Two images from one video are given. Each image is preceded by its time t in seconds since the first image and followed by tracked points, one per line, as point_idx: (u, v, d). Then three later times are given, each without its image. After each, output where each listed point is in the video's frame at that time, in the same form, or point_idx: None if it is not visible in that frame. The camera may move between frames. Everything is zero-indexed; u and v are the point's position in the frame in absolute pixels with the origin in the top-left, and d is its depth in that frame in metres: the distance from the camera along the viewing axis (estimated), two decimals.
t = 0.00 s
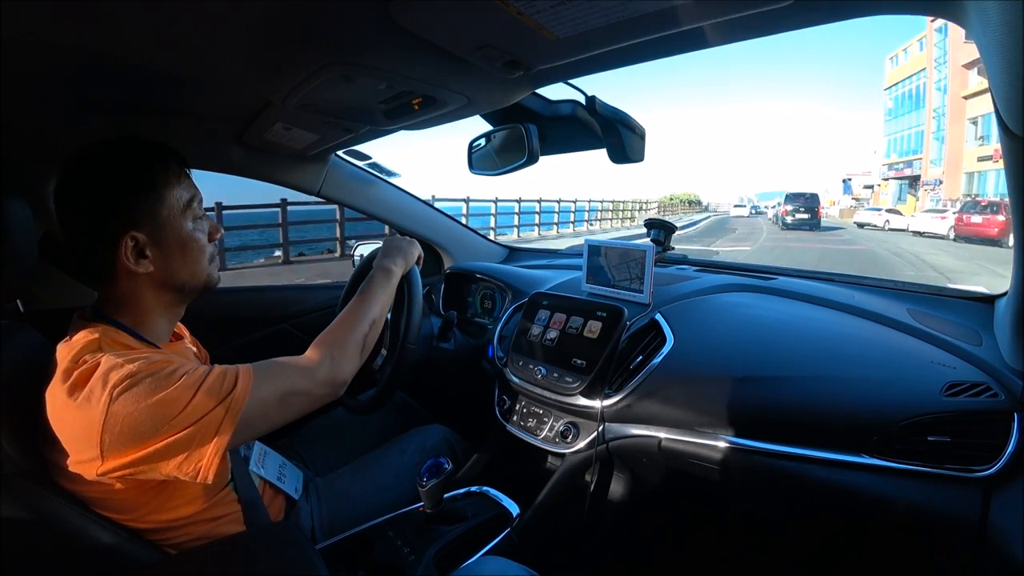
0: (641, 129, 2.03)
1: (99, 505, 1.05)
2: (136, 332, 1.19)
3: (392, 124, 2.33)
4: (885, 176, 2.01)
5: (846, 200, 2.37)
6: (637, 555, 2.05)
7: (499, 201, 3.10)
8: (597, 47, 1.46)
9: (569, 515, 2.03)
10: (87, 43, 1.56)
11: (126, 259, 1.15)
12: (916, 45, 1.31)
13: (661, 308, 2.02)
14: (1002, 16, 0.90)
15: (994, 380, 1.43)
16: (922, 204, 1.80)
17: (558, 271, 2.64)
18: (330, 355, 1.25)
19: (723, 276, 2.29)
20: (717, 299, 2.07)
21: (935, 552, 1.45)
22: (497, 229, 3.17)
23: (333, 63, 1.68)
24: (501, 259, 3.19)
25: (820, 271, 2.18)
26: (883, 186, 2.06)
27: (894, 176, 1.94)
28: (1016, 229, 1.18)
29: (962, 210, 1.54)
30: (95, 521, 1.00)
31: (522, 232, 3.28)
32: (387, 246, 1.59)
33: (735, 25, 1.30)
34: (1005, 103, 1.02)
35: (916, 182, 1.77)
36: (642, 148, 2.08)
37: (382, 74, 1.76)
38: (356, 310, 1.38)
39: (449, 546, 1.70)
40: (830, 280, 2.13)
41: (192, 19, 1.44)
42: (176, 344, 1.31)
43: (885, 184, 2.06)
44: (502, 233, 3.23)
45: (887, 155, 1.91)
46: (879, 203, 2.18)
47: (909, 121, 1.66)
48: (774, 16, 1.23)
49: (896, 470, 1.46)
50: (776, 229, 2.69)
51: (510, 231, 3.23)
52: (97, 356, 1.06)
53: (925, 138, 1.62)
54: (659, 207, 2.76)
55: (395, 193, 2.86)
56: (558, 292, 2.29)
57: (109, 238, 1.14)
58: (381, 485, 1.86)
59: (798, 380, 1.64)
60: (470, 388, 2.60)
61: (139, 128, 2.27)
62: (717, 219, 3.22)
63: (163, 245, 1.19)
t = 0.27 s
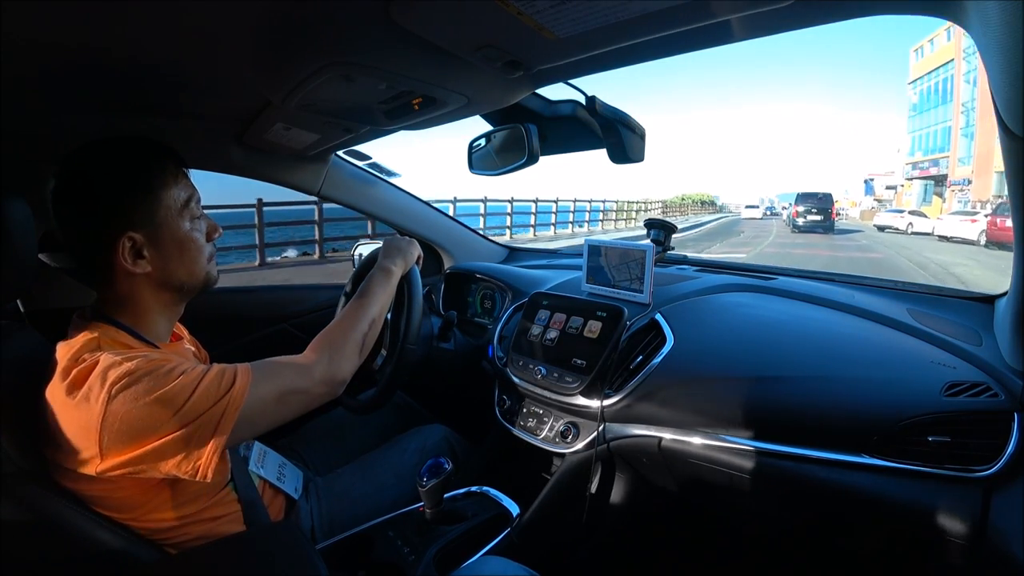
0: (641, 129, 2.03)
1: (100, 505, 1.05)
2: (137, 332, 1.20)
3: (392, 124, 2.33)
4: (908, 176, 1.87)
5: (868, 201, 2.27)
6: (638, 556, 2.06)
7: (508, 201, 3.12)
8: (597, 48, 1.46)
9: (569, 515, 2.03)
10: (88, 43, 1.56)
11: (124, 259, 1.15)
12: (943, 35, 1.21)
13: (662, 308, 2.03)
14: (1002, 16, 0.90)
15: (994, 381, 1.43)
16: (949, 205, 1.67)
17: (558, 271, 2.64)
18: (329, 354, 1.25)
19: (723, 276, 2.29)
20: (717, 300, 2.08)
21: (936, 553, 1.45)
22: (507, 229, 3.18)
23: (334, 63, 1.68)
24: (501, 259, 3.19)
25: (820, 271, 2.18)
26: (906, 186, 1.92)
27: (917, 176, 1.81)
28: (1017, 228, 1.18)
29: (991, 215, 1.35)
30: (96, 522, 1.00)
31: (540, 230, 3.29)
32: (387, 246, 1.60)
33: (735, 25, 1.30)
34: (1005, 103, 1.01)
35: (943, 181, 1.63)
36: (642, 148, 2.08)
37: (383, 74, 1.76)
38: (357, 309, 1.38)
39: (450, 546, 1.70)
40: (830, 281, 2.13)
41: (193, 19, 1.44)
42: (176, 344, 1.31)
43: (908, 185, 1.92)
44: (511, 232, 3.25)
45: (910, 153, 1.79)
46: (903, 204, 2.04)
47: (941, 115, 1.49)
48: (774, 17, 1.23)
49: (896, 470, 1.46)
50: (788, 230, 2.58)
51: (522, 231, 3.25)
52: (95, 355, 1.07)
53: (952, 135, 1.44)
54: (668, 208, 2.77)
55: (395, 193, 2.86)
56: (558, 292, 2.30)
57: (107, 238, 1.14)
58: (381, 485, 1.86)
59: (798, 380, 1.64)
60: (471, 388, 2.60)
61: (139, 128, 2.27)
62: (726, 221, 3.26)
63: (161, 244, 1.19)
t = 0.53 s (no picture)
0: (642, 129, 2.03)
1: (101, 507, 1.04)
2: (136, 332, 1.20)
3: (392, 124, 2.33)
4: (934, 176, 1.69)
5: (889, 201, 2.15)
6: (637, 556, 2.06)
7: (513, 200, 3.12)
8: (597, 48, 1.46)
9: (569, 515, 2.03)
10: (88, 43, 1.56)
11: (122, 258, 1.15)
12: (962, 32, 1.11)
13: (661, 308, 2.03)
14: (1003, 16, 0.90)
15: (994, 381, 1.43)
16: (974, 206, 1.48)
17: (559, 271, 2.64)
18: (329, 356, 1.25)
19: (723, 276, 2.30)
20: (717, 299, 2.08)
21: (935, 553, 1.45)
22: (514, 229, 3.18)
23: (334, 63, 1.68)
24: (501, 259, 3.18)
25: (820, 271, 2.18)
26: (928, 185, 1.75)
27: (944, 175, 1.62)
28: (1017, 227, 1.19)
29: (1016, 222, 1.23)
30: (97, 523, 1.00)
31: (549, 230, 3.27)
32: (387, 248, 1.61)
33: (734, 26, 1.30)
34: (1005, 103, 1.01)
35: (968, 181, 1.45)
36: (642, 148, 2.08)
37: (382, 74, 1.76)
38: (356, 313, 1.38)
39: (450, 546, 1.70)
40: (830, 280, 2.13)
41: (193, 19, 1.44)
42: (175, 344, 1.32)
43: (933, 185, 1.75)
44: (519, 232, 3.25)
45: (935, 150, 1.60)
46: (925, 205, 1.91)
47: (964, 111, 1.31)
48: (774, 17, 1.23)
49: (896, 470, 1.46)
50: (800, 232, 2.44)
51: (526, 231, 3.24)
52: (95, 354, 1.07)
53: (981, 131, 1.26)
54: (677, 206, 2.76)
55: (394, 193, 2.86)
56: (558, 292, 2.30)
57: (105, 238, 1.14)
58: (381, 484, 1.86)
59: (798, 380, 1.64)
60: (471, 388, 2.60)
61: (139, 128, 2.27)
62: (734, 222, 3.27)
63: (159, 243, 1.19)
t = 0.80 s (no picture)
0: (641, 129, 2.03)
1: (101, 509, 1.06)
2: (136, 332, 1.19)
3: (392, 124, 2.33)
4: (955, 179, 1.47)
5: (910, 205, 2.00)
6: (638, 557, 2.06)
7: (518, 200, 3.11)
8: (597, 48, 1.46)
9: (569, 515, 2.03)
10: (88, 43, 1.56)
11: (120, 258, 1.15)
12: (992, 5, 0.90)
13: (661, 308, 2.03)
14: (1003, 16, 0.90)
15: (994, 381, 1.43)
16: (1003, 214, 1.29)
17: (559, 271, 2.64)
18: (330, 369, 1.24)
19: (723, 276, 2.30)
20: (717, 299, 2.08)
21: (936, 554, 1.45)
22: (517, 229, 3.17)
23: (334, 63, 1.68)
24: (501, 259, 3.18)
25: (819, 271, 2.18)
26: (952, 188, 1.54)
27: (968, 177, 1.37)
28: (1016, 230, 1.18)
29: None
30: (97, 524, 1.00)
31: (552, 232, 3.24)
32: (390, 256, 1.59)
33: (734, 26, 1.30)
34: (1005, 103, 1.01)
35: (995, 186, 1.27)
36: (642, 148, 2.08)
37: (382, 74, 1.75)
38: (358, 324, 1.37)
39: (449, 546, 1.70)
40: (829, 281, 2.13)
41: (194, 19, 1.44)
42: (175, 345, 1.32)
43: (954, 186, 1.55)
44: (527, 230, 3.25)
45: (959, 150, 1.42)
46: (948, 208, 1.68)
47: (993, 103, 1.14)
48: (774, 17, 1.23)
49: (895, 470, 1.45)
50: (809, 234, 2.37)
51: (536, 231, 3.24)
52: (94, 354, 1.07)
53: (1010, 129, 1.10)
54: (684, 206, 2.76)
55: (394, 193, 2.86)
56: (558, 292, 2.30)
57: (102, 237, 1.14)
58: (381, 484, 1.86)
59: (798, 381, 1.64)
60: (471, 388, 2.60)
61: (139, 128, 2.27)
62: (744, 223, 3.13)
63: (156, 243, 1.19)
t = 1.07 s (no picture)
0: (642, 129, 2.03)
1: (103, 509, 1.05)
2: (135, 331, 1.20)
3: (392, 124, 2.33)
4: (977, 176, 1.34)
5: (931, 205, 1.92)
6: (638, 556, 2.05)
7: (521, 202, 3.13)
8: (597, 48, 1.46)
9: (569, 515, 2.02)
10: (88, 43, 1.56)
11: (112, 257, 1.15)
12: None
13: (662, 308, 2.03)
14: (1003, 16, 0.90)
15: (994, 381, 1.42)
16: None
17: (559, 271, 2.64)
18: (330, 380, 1.23)
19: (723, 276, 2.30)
20: (717, 300, 2.08)
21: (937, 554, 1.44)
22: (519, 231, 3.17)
23: (334, 63, 1.68)
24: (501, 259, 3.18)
25: (820, 271, 2.18)
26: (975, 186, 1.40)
27: (992, 175, 1.26)
28: (1016, 232, 1.18)
29: None
30: (98, 523, 1.00)
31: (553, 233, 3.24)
32: (393, 264, 1.55)
33: (734, 26, 1.30)
34: (1006, 104, 1.01)
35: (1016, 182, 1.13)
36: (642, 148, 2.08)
37: (382, 74, 1.75)
38: (358, 334, 1.34)
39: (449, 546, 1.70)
40: (830, 281, 2.13)
41: (194, 19, 1.44)
42: (175, 344, 1.32)
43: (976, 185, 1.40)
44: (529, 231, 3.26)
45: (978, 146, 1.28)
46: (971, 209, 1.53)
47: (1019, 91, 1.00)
48: (774, 17, 1.23)
49: (896, 470, 1.44)
50: (815, 236, 2.33)
51: (540, 231, 3.26)
52: (93, 353, 1.07)
53: None
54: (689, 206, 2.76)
55: (394, 193, 2.86)
56: (558, 292, 2.31)
57: (95, 236, 1.14)
58: (381, 484, 1.86)
59: (798, 381, 1.64)
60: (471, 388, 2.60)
61: (139, 128, 2.27)
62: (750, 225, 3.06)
63: (149, 242, 1.19)
